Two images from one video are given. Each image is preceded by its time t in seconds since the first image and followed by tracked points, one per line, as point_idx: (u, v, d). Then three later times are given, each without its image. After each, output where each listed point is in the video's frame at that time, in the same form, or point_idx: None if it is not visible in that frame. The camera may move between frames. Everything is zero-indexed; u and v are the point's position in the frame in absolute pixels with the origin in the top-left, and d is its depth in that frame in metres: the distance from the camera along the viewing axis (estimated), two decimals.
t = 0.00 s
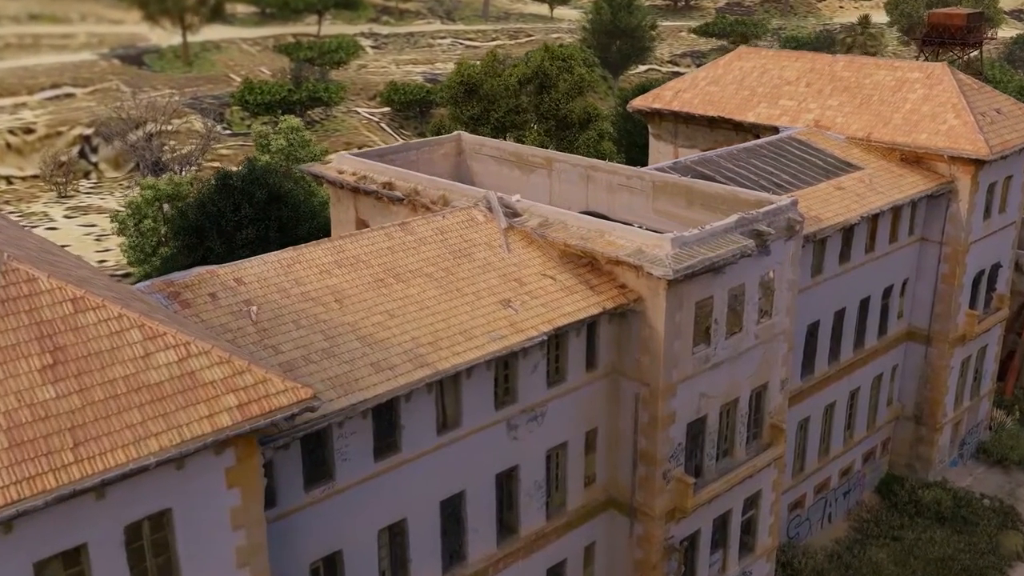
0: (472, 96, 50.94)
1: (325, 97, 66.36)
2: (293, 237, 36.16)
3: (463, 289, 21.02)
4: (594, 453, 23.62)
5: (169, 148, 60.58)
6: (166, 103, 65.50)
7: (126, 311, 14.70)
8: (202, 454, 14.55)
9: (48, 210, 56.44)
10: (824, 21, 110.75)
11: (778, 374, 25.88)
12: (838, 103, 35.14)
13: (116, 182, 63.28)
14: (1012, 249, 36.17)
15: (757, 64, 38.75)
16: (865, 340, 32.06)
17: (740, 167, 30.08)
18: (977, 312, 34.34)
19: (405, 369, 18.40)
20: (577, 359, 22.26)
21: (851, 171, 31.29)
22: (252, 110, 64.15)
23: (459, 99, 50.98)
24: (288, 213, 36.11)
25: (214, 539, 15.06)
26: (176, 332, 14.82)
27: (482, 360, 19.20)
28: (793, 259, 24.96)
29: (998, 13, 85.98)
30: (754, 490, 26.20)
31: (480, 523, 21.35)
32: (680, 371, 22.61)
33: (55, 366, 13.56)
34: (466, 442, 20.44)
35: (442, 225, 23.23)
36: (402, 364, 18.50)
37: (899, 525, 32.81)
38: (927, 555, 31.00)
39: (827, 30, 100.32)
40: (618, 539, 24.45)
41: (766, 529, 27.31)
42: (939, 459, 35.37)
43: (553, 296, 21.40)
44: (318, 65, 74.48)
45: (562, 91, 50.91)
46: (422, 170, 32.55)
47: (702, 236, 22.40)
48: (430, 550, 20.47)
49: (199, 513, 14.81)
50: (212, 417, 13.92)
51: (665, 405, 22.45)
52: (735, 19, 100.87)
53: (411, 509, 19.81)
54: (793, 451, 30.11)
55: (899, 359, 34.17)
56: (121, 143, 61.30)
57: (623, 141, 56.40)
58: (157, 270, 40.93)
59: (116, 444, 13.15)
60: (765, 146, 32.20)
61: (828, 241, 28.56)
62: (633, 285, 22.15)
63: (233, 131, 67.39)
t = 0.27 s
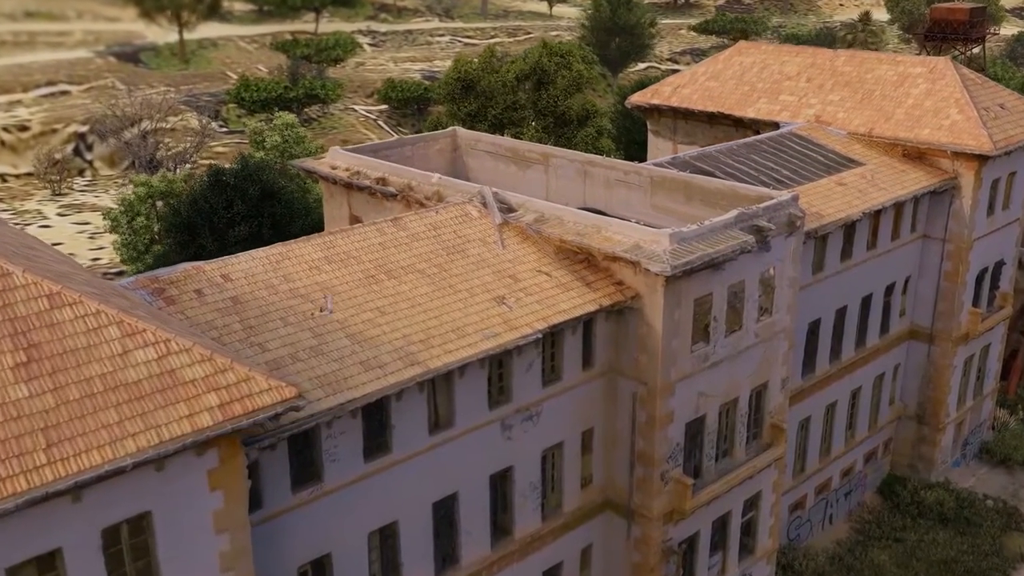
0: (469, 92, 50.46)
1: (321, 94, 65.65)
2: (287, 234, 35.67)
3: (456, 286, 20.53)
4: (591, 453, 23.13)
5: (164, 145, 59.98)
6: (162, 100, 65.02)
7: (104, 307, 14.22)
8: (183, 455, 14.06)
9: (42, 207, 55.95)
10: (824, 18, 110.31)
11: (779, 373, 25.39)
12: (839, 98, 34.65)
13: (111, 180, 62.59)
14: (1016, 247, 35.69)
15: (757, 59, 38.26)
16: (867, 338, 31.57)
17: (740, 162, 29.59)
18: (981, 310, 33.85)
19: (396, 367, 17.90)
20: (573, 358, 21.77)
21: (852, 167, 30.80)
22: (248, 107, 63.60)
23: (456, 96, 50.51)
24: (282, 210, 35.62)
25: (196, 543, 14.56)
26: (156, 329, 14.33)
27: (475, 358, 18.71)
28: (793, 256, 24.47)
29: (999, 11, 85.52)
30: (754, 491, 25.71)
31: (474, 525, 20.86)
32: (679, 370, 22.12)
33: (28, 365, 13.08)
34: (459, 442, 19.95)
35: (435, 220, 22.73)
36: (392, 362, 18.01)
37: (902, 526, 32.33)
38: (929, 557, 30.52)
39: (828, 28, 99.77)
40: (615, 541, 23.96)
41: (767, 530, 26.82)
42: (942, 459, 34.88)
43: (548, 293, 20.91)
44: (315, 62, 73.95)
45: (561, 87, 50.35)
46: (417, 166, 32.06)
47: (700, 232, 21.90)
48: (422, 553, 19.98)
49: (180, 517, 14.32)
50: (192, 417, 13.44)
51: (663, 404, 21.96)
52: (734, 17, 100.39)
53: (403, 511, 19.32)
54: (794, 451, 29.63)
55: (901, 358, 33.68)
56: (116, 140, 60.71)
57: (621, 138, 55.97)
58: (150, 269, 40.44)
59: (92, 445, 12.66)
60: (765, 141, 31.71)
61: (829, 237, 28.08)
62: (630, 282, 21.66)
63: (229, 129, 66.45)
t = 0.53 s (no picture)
0: (467, 89, 50.16)
1: (318, 91, 64.94)
2: (281, 232, 35.12)
3: (450, 283, 20.06)
4: (588, 454, 22.66)
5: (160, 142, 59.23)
6: (158, 97, 64.55)
7: (83, 303, 13.76)
8: (164, 456, 13.59)
9: (36, 205, 55.47)
10: (824, 16, 109.81)
11: (780, 372, 24.92)
12: (841, 93, 34.18)
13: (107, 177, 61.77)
14: (1020, 244, 35.22)
15: (758, 54, 37.78)
16: (869, 337, 31.10)
17: (740, 158, 29.12)
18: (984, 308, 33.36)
19: (387, 366, 17.43)
20: (569, 356, 21.30)
21: (854, 163, 30.33)
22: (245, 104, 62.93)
23: (454, 93, 50.20)
24: (276, 206, 35.09)
25: (178, 547, 14.11)
26: (136, 325, 13.87)
27: (468, 356, 18.24)
28: (794, 252, 23.99)
29: (1001, 8, 85.01)
30: (754, 492, 25.25)
31: (468, 527, 20.40)
32: (677, 369, 21.65)
33: (3, 362, 12.62)
34: (452, 442, 19.48)
35: (429, 216, 22.26)
36: (383, 360, 17.53)
37: (904, 528, 31.87)
38: (932, 559, 30.06)
39: (828, 25, 99.21)
40: (613, 544, 23.49)
41: (767, 532, 26.35)
42: (945, 459, 34.41)
43: (544, 290, 20.44)
44: (313, 59, 73.43)
45: (559, 84, 50.06)
46: (412, 162, 31.60)
47: (700, 227, 21.43)
48: (414, 556, 19.51)
49: (161, 520, 13.86)
50: (173, 417, 12.98)
51: (661, 404, 21.49)
52: (735, 15, 99.89)
53: (394, 513, 18.86)
54: (795, 451, 29.17)
55: (903, 356, 33.22)
56: (111, 138, 60.08)
57: (620, 136, 55.51)
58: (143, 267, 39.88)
59: (67, 446, 12.20)
60: (766, 137, 31.25)
61: (831, 234, 27.61)
62: (628, 279, 21.19)
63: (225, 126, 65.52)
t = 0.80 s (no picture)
0: (464, 85, 49.92)
1: (315, 89, 64.45)
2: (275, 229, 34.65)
3: (444, 279, 19.61)
4: (586, 454, 22.21)
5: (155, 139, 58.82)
6: (154, 94, 64.09)
7: (61, 299, 13.33)
8: (146, 457, 13.15)
9: (31, 203, 55.00)
10: (825, 14, 109.34)
11: (781, 371, 24.46)
12: (843, 89, 33.72)
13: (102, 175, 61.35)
14: None
15: (759, 49, 37.33)
16: (872, 335, 30.65)
17: (741, 153, 28.66)
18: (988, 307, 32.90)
19: (378, 364, 16.97)
20: (566, 355, 20.85)
21: (856, 159, 29.87)
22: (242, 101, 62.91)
23: (451, 89, 49.93)
24: (270, 203, 34.64)
25: (160, 551, 13.65)
26: (117, 322, 13.43)
27: (463, 354, 17.78)
28: (796, 249, 23.52)
29: (1003, 5, 84.55)
30: (755, 493, 24.80)
31: (463, 529, 19.94)
32: (677, 368, 21.19)
33: None
34: (446, 443, 19.02)
35: (424, 212, 21.81)
36: (375, 359, 17.07)
37: (907, 529, 31.41)
38: (936, 561, 29.60)
39: (828, 23, 98.75)
40: (611, 546, 23.04)
41: (768, 534, 25.90)
42: (948, 460, 33.96)
43: (541, 287, 19.98)
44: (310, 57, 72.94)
45: (558, 80, 49.34)
46: (408, 158, 31.13)
47: (700, 223, 20.96)
48: (408, 559, 19.06)
49: (143, 523, 13.41)
50: (153, 417, 12.53)
51: (661, 403, 21.03)
52: (735, 12, 99.41)
53: (387, 515, 18.40)
54: (796, 451, 28.72)
55: (906, 355, 32.78)
56: (107, 135, 59.63)
57: (620, 133, 55.02)
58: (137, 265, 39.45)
59: (43, 447, 11.76)
60: (767, 132, 30.80)
61: (833, 230, 27.16)
62: (626, 276, 20.73)
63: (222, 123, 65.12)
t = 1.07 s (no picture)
0: (463, 82, 49.37)
1: (313, 86, 64.16)
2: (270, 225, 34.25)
3: (438, 276, 19.17)
4: (583, 454, 21.77)
5: (152, 137, 58.37)
6: (150, 92, 63.64)
7: (40, 294, 12.88)
8: (128, 458, 12.71)
9: (26, 201, 54.53)
10: (826, 11, 108.86)
11: (782, 370, 24.02)
12: (845, 84, 33.28)
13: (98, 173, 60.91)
14: None
15: (760, 44, 36.88)
16: (874, 333, 30.21)
17: (741, 149, 28.21)
18: (993, 305, 32.46)
19: (370, 363, 16.53)
20: (563, 353, 20.41)
21: (859, 154, 29.42)
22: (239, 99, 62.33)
23: (449, 87, 49.39)
24: (265, 200, 34.23)
25: (143, 556, 13.20)
26: (98, 318, 12.98)
27: (457, 353, 17.34)
28: (798, 245, 23.07)
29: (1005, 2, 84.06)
30: (756, 494, 24.36)
31: (458, 532, 19.50)
32: (676, 367, 20.76)
33: None
34: (440, 443, 18.58)
35: (418, 207, 21.37)
36: (366, 357, 16.63)
37: (910, 530, 30.97)
38: (939, 562, 29.16)
39: (829, 21, 98.23)
40: (610, 548, 22.59)
41: (770, 535, 25.47)
42: (951, 460, 33.53)
43: (537, 284, 19.53)
44: (308, 54, 72.46)
45: (557, 76, 49.05)
46: (404, 154, 30.69)
47: (700, 219, 20.52)
48: (401, 562, 18.61)
49: (125, 527, 12.96)
50: (135, 417, 12.12)
51: (660, 403, 20.59)
52: (735, 10, 98.96)
53: (380, 518, 17.94)
54: (798, 452, 28.28)
55: (909, 354, 32.35)
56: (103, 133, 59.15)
57: (620, 131, 54.61)
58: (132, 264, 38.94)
59: (18, 448, 11.33)
60: (768, 127, 30.35)
61: (836, 227, 26.72)
62: (625, 273, 20.29)
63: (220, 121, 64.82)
